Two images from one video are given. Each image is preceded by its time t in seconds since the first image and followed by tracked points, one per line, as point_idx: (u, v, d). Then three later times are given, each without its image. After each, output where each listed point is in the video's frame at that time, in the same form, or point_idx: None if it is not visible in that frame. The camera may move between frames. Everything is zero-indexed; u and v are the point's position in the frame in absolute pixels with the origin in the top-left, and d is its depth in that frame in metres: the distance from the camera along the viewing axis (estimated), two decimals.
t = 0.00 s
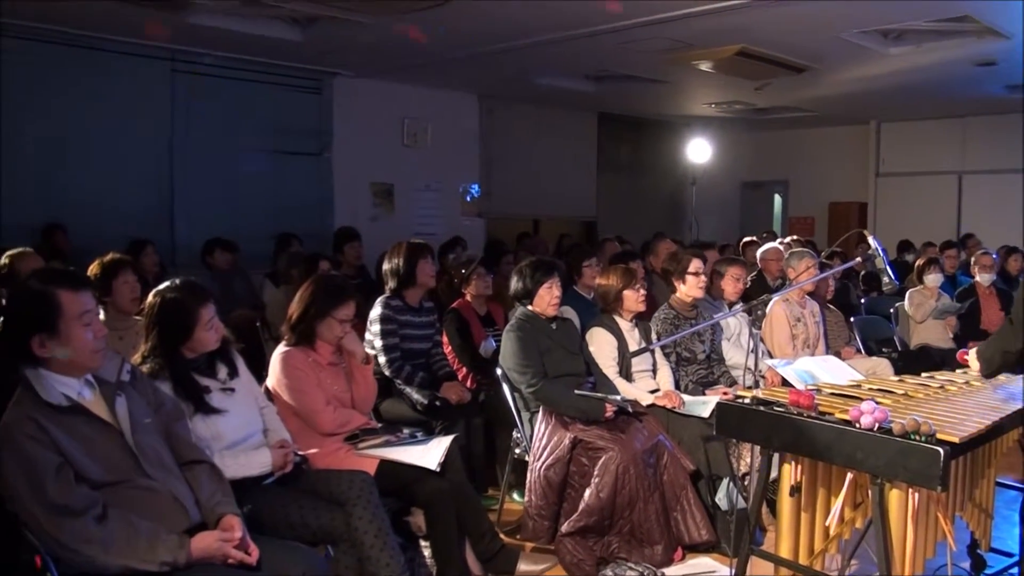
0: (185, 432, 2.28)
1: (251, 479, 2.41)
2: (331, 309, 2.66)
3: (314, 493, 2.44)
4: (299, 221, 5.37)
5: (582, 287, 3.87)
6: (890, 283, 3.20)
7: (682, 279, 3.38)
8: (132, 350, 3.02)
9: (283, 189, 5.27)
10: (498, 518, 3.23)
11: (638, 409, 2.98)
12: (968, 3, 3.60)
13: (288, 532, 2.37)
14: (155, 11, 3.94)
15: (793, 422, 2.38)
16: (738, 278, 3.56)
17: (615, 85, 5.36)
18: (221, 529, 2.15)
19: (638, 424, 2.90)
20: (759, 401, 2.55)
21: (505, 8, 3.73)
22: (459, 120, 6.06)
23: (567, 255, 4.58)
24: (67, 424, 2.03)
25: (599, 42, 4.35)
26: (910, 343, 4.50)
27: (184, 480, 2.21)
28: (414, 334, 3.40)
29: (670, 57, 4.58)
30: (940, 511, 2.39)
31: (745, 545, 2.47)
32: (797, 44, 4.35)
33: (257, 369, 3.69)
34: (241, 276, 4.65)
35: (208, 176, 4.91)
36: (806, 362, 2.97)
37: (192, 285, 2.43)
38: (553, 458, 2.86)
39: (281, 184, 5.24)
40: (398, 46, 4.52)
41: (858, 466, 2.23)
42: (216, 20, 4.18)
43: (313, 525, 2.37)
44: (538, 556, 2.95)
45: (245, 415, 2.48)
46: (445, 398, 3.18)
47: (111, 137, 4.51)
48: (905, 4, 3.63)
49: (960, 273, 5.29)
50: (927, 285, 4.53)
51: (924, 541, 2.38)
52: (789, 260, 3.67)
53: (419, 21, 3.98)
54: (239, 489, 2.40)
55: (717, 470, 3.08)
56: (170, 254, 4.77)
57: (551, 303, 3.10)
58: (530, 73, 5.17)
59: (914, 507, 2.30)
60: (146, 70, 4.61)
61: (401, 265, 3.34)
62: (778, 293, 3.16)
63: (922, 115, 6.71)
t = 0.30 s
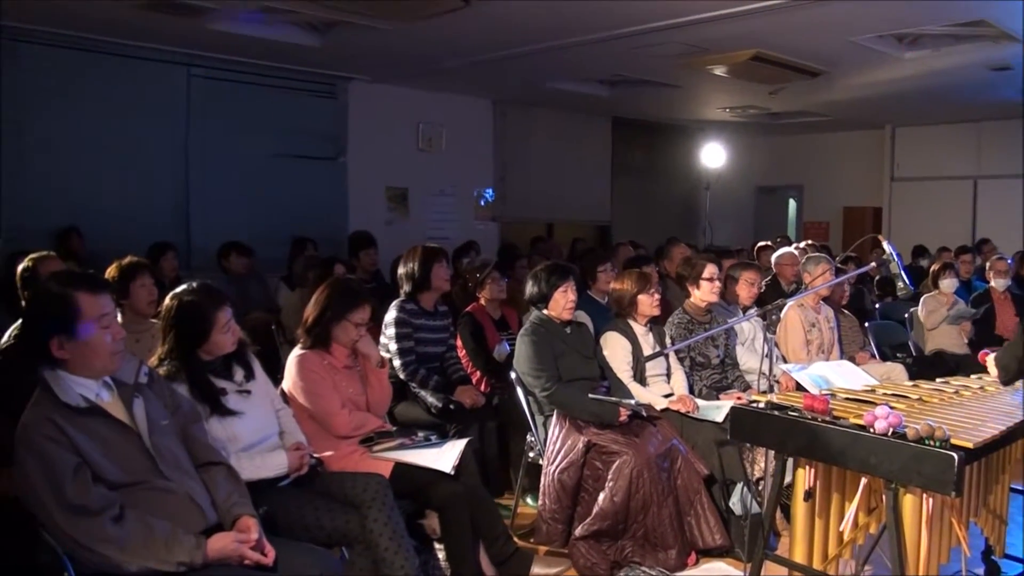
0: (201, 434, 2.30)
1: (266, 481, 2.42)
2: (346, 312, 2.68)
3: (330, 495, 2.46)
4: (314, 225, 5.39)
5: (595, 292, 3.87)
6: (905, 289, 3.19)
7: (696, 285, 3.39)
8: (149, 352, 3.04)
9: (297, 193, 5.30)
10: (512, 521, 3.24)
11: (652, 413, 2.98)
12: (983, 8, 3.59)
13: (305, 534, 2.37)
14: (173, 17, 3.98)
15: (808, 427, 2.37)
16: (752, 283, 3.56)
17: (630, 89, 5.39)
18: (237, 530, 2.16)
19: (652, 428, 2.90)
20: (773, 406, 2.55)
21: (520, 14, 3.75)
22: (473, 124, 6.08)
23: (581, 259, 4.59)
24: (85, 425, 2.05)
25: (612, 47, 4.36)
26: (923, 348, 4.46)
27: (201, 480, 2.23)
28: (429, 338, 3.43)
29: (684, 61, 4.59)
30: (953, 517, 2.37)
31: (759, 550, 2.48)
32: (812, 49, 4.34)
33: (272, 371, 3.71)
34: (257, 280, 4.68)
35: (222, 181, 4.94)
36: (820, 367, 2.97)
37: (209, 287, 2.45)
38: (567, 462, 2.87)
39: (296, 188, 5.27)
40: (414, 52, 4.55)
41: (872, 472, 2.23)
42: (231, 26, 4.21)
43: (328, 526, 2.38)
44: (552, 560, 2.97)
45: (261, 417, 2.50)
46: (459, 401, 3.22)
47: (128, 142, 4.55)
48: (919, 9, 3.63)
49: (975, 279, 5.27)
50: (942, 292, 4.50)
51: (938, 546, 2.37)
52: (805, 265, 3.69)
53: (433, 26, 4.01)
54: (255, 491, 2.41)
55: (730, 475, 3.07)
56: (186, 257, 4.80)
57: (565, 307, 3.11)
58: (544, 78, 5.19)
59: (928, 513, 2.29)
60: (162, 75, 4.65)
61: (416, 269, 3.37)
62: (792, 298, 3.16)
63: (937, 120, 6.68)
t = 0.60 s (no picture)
0: (212, 434, 2.31)
1: (276, 483, 2.43)
2: (355, 314, 2.69)
3: (340, 496, 2.47)
4: (323, 228, 5.41)
5: (604, 295, 3.88)
6: (914, 292, 3.19)
7: (706, 287, 3.39)
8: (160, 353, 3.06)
9: (306, 195, 5.31)
10: (520, 524, 3.25)
11: (660, 416, 3.00)
12: (992, 11, 3.58)
13: (315, 534, 2.39)
14: (182, 20, 4.00)
15: (816, 430, 2.38)
16: (761, 286, 3.61)
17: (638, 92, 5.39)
18: (248, 530, 2.17)
19: (660, 431, 2.93)
20: (782, 408, 2.55)
21: (529, 17, 3.76)
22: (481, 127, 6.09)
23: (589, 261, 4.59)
24: (97, 426, 2.06)
25: (621, 50, 4.36)
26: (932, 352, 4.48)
27: (212, 481, 2.24)
28: (439, 340, 3.47)
29: (692, 64, 4.59)
30: (962, 520, 2.37)
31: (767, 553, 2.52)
32: (821, 52, 4.34)
33: (281, 373, 3.72)
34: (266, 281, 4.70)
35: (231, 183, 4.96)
36: (828, 371, 2.97)
37: (219, 289, 2.46)
38: (575, 464, 2.88)
39: (304, 190, 5.29)
40: (423, 55, 4.56)
41: (880, 475, 2.23)
42: (240, 29, 4.23)
43: (338, 526, 2.39)
44: (560, 561, 2.97)
45: (272, 418, 2.51)
46: (467, 403, 3.25)
47: (138, 144, 4.57)
48: (929, 12, 3.62)
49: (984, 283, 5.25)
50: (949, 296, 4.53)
51: (946, 549, 2.37)
52: (813, 268, 3.73)
53: (441, 29, 4.01)
54: (265, 491, 2.43)
55: (738, 478, 3.08)
56: (195, 259, 4.82)
57: (574, 310, 3.12)
58: (552, 81, 5.20)
59: (936, 516, 2.30)
60: (172, 78, 4.67)
61: (425, 272, 3.40)
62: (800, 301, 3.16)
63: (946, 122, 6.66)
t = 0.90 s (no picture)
0: (227, 429, 2.34)
1: (289, 478, 2.45)
2: (369, 311, 2.71)
3: (353, 492, 2.49)
4: (334, 226, 5.44)
5: (614, 294, 3.89)
6: (925, 293, 3.19)
7: (715, 286, 3.42)
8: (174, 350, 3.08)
9: (317, 193, 5.34)
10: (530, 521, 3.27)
11: (671, 414, 3.03)
12: (1004, 11, 3.58)
13: (328, 530, 2.42)
14: (195, 19, 4.02)
15: (827, 429, 2.38)
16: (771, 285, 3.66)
17: (650, 90, 5.41)
18: (263, 524, 2.20)
19: (671, 429, 2.95)
20: (793, 408, 2.56)
21: (541, 16, 3.78)
22: (492, 126, 6.11)
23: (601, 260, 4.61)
24: (115, 421, 2.08)
25: (632, 49, 4.37)
26: (943, 352, 4.41)
27: (227, 475, 2.27)
28: (451, 338, 3.51)
29: (703, 63, 4.59)
30: (972, 520, 2.37)
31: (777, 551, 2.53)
32: (833, 51, 4.34)
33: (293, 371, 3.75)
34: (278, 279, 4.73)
35: (243, 181, 4.99)
36: (839, 370, 2.98)
37: (234, 285, 2.49)
38: (586, 462, 2.90)
39: (316, 188, 5.32)
40: (435, 54, 4.58)
41: (891, 474, 2.23)
42: (252, 28, 4.25)
43: (351, 521, 2.41)
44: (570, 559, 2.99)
45: (286, 414, 2.53)
46: (478, 400, 3.28)
47: (151, 142, 4.60)
48: (941, 12, 3.62)
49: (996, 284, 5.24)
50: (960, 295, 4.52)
51: (956, 548, 2.37)
52: (824, 268, 3.74)
53: (454, 28, 4.03)
54: (279, 486, 2.45)
55: (749, 477, 3.12)
56: (207, 256, 4.85)
57: (585, 308, 3.15)
58: (564, 80, 5.21)
59: (947, 515, 2.30)
60: (185, 76, 4.70)
61: (437, 270, 3.47)
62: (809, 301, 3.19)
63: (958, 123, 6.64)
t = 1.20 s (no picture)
0: (238, 425, 2.36)
1: (300, 474, 2.48)
2: (379, 309, 2.72)
3: (363, 488, 2.51)
4: (343, 224, 5.46)
5: (622, 292, 3.91)
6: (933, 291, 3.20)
7: (721, 284, 3.43)
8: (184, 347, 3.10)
9: (325, 191, 5.36)
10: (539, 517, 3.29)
11: (679, 412, 3.05)
12: (1015, 9, 3.57)
13: (338, 525, 2.44)
14: (205, 18, 4.04)
15: (836, 427, 2.39)
16: (779, 284, 3.61)
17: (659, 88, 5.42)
18: (274, 520, 2.21)
19: (679, 427, 2.97)
20: (802, 405, 2.56)
21: (550, 16, 3.79)
22: (500, 124, 6.12)
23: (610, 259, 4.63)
24: (128, 417, 2.10)
25: (641, 47, 4.37)
26: (951, 351, 4.38)
27: (239, 472, 2.29)
28: (459, 336, 3.52)
29: (712, 62, 4.59)
30: (979, 518, 2.37)
31: (786, 550, 2.53)
32: (842, 49, 4.33)
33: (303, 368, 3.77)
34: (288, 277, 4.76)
35: (252, 179, 5.01)
36: (847, 368, 2.99)
37: (245, 283, 2.50)
38: (594, 459, 2.92)
39: (324, 186, 5.33)
40: (444, 52, 4.59)
41: (899, 472, 2.24)
42: (262, 26, 4.27)
43: (362, 518, 2.43)
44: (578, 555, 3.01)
45: (297, 411, 2.55)
46: (487, 398, 3.27)
47: (159, 140, 4.62)
48: (950, 10, 3.62)
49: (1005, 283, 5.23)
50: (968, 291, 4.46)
51: (963, 545, 2.37)
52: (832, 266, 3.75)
53: (462, 27, 4.04)
54: (290, 483, 2.47)
55: (757, 475, 3.13)
56: (217, 254, 4.88)
57: (595, 306, 3.17)
58: (572, 79, 5.22)
59: (956, 513, 2.30)
60: (193, 74, 4.71)
61: (445, 267, 3.48)
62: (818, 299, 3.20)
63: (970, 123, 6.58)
